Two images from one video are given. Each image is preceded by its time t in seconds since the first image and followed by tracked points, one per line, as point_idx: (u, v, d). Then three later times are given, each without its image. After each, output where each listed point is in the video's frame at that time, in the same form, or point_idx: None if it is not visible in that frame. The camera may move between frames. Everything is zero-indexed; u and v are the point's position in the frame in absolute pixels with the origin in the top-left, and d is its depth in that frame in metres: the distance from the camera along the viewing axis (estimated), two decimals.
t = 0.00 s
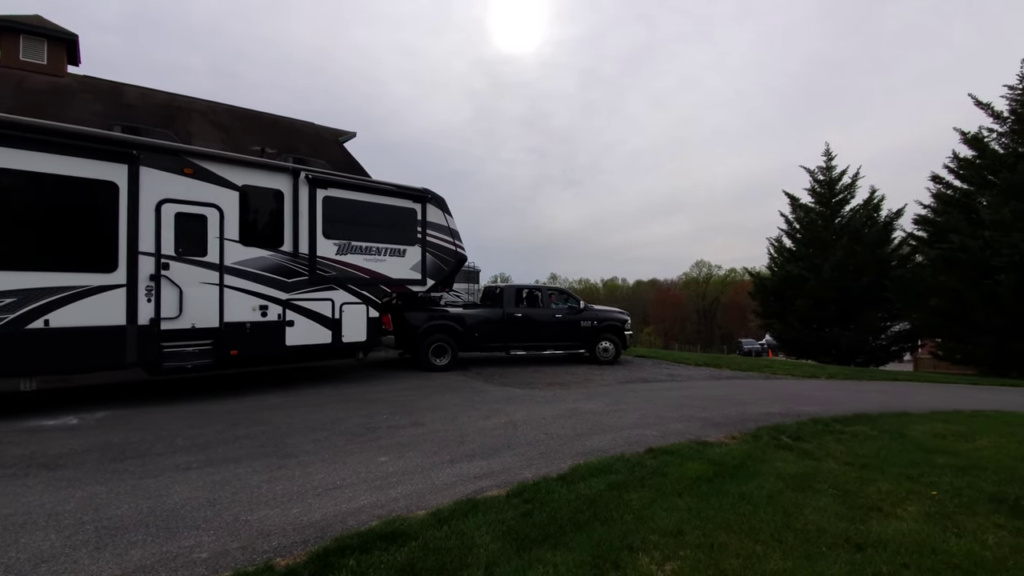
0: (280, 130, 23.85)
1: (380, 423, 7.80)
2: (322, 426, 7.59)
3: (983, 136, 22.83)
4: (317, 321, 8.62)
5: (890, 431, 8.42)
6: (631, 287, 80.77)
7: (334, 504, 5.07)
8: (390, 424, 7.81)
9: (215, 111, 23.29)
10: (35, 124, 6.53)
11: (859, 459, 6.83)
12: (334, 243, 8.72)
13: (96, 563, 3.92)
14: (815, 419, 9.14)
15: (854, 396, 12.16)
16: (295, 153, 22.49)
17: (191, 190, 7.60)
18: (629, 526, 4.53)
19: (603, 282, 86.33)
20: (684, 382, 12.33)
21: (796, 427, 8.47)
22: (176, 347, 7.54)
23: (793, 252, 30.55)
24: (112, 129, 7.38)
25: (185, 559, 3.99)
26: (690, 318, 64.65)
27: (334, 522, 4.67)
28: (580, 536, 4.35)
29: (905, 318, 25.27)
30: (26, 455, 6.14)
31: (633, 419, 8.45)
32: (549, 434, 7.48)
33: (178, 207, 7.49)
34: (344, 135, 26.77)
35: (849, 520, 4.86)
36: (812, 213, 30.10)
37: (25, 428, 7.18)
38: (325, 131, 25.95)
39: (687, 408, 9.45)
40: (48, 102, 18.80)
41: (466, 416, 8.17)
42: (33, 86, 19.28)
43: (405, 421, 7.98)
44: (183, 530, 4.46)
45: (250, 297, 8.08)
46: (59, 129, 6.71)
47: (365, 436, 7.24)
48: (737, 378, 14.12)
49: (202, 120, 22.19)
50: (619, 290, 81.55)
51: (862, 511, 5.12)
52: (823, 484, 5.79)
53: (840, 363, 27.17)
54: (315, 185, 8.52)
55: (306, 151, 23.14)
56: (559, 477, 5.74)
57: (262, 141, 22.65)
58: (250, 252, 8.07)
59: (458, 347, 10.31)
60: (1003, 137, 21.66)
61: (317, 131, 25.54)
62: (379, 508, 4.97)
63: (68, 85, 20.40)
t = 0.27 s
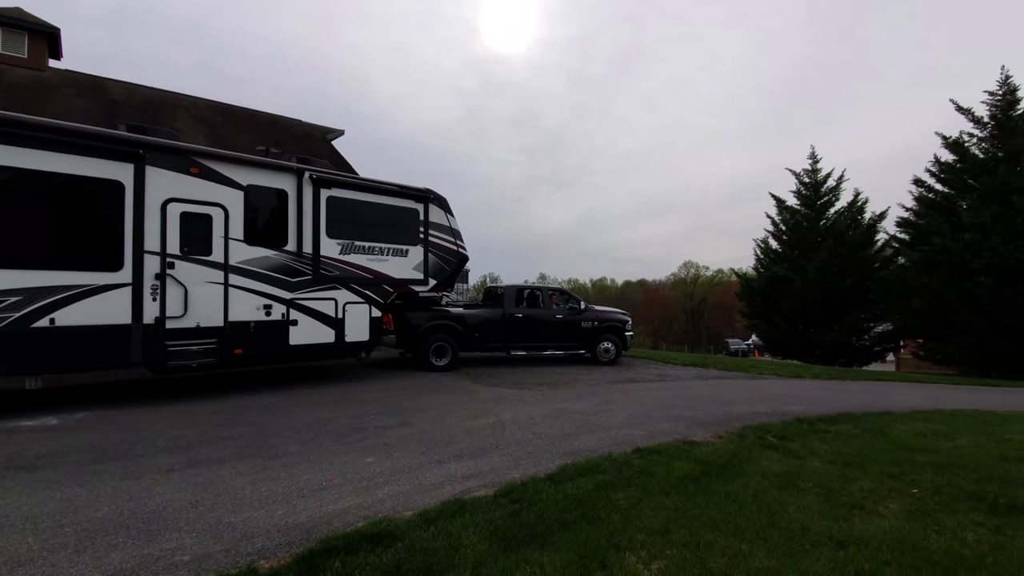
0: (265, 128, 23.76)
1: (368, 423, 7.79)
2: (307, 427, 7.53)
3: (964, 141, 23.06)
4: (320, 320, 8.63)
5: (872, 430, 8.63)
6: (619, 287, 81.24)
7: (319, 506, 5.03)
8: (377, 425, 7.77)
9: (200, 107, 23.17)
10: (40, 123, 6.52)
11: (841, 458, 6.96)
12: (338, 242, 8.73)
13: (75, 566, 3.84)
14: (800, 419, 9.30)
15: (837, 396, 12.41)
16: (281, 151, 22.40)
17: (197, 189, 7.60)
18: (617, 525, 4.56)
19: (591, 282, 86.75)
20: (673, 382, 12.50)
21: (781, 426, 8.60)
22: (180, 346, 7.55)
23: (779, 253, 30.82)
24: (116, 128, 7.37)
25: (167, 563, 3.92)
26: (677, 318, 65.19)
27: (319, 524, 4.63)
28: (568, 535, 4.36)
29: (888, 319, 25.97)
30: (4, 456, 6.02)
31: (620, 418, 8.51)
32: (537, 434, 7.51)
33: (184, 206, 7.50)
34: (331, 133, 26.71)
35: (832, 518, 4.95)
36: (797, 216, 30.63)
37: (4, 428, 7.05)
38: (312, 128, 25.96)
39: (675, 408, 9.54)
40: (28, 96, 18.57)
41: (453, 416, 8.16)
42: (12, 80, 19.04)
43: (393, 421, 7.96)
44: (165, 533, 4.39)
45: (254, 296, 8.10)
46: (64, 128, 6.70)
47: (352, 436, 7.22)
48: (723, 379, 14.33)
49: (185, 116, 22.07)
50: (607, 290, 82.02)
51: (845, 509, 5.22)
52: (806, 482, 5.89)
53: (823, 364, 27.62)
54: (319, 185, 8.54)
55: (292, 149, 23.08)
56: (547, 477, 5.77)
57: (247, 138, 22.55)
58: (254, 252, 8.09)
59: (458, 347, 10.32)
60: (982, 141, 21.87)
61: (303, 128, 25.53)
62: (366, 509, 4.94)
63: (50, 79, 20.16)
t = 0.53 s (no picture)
0: (246, 125, 23.53)
1: (351, 424, 7.76)
2: (288, 428, 7.48)
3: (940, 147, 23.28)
4: (320, 320, 8.66)
5: (850, 429, 8.84)
6: (604, 288, 81.81)
7: (297, 509, 4.95)
8: (359, 426, 7.74)
9: (179, 101, 22.91)
10: (42, 122, 6.53)
11: (819, 457, 7.10)
12: (338, 243, 8.78)
13: (45, 571, 3.77)
14: (781, 419, 9.47)
15: (816, 396, 12.72)
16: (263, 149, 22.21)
17: (199, 189, 7.61)
18: (600, 525, 4.60)
19: (576, 283, 87.15)
20: (658, 382, 12.68)
21: (760, 426, 8.77)
22: (181, 346, 7.56)
23: (761, 255, 31.24)
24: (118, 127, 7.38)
25: (141, 566, 3.87)
26: (661, 318, 65.87)
27: (299, 526, 4.59)
28: (551, 536, 4.38)
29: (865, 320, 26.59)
30: None
31: (604, 418, 8.55)
32: (521, 434, 7.52)
33: (186, 206, 7.51)
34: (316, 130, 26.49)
35: (810, 516, 5.07)
36: (779, 218, 31.15)
37: None
38: (295, 125, 25.85)
39: (658, 408, 9.62)
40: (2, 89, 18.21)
41: (437, 417, 8.12)
42: None
43: (376, 422, 7.93)
44: (140, 536, 4.32)
45: (255, 296, 8.12)
46: (65, 127, 6.71)
47: (334, 438, 7.18)
48: (707, 379, 14.58)
49: (165, 110, 21.83)
50: (592, 291, 82.55)
51: (823, 508, 5.32)
52: (784, 482, 6.01)
53: (804, 364, 28.29)
54: (320, 186, 8.59)
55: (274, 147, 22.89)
56: (531, 478, 5.79)
57: (227, 135, 22.33)
58: (255, 252, 8.11)
59: (456, 347, 10.36)
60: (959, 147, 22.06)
61: (286, 125, 25.43)
62: (347, 511, 4.90)
63: (25, 71, 19.76)
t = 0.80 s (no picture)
0: (234, 123, 23.33)
1: (339, 425, 7.75)
2: (275, 428, 7.52)
3: (923, 151, 23.26)
4: (327, 320, 8.75)
5: (836, 430, 8.77)
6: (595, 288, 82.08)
7: (284, 510, 4.96)
8: (347, 426, 7.77)
9: (165, 98, 22.64)
10: (52, 122, 6.58)
11: (806, 456, 7.07)
12: (345, 244, 8.88)
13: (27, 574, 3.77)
14: (769, 419, 9.37)
15: (803, 397, 12.85)
16: (251, 147, 22.05)
17: (208, 189, 7.69)
18: (588, 525, 4.59)
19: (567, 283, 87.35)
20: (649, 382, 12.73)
21: (748, 426, 8.66)
22: (190, 345, 7.64)
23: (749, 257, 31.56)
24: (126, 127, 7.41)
25: (125, 569, 3.88)
26: (651, 319, 66.20)
27: (285, 528, 4.60)
28: (539, 536, 4.41)
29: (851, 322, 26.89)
30: None
31: (592, 419, 8.52)
32: (509, 434, 7.54)
33: (195, 206, 7.58)
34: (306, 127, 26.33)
35: (803, 517, 4.98)
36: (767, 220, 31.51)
37: None
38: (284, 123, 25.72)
39: (647, 409, 9.54)
40: None
41: (427, 418, 8.12)
42: None
43: (363, 422, 7.97)
44: (124, 539, 4.32)
45: (263, 296, 8.20)
46: (75, 127, 6.75)
47: (321, 439, 7.16)
48: (697, 380, 14.68)
49: (151, 107, 21.56)
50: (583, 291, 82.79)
51: (811, 507, 5.29)
52: (772, 481, 5.97)
53: (792, 365, 28.88)
54: (326, 187, 8.66)
55: (263, 145, 22.75)
56: (520, 478, 5.79)
57: (215, 133, 22.14)
58: (263, 252, 8.18)
59: (458, 347, 10.36)
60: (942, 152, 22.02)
61: (275, 122, 25.28)
62: (334, 513, 4.91)
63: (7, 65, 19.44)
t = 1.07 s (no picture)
0: (221, 120, 23.10)
1: (326, 425, 7.66)
2: (261, 429, 7.40)
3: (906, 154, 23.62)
4: (332, 320, 8.79)
5: (820, 428, 8.82)
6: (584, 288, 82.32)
7: (268, 512, 4.88)
8: (334, 426, 7.68)
9: (150, 94, 22.33)
10: (64, 123, 6.68)
11: (791, 454, 7.11)
12: (350, 244, 8.91)
13: None
14: (754, 417, 9.39)
15: (790, 397, 12.99)
16: (239, 145, 21.88)
17: (217, 190, 7.77)
18: (576, 525, 4.60)
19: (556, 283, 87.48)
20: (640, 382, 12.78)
21: (735, 424, 8.60)
22: (198, 344, 7.72)
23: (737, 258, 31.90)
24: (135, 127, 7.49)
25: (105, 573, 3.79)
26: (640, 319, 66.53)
27: (270, 530, 4.52)
28: (528, 536, 4.39)
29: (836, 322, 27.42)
30: None
31: (581, 418, 8.49)
32: (498, 434, 7.50)
33: (204, 207, 7.67)
34: (294, 125, 26.17)
35: (788, 514, 5.06)
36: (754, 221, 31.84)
37: None
38: (271, 120, 25.50)
39: (635, 409, 9.40)
40: None
41: (415, 419, 8.06)
42: None
43: (351, 423, 7.88)
44: (105, 542, 4.23)
45: (270, 296, 8.26)
46: (85, 128, 6.85)
47: (307, 439, 7.06)
48: (686, 380, 14.77)
49: (135, 103, 21.25)
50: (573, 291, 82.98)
51: (795, 504, 5.36)
52: (758, 479, 6.03)
53: (778, 364, 29.26)
54: (332, 188, 8.72)
55: (251, 143, 22.59)
56: (508, 478, 5.76)
57: (201, 130, 21.91)
58: (270, 252, 8.24)
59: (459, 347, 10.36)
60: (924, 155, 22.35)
61: (262, 119, 25.07)
62: (320, 514, 4.85)
63: None
